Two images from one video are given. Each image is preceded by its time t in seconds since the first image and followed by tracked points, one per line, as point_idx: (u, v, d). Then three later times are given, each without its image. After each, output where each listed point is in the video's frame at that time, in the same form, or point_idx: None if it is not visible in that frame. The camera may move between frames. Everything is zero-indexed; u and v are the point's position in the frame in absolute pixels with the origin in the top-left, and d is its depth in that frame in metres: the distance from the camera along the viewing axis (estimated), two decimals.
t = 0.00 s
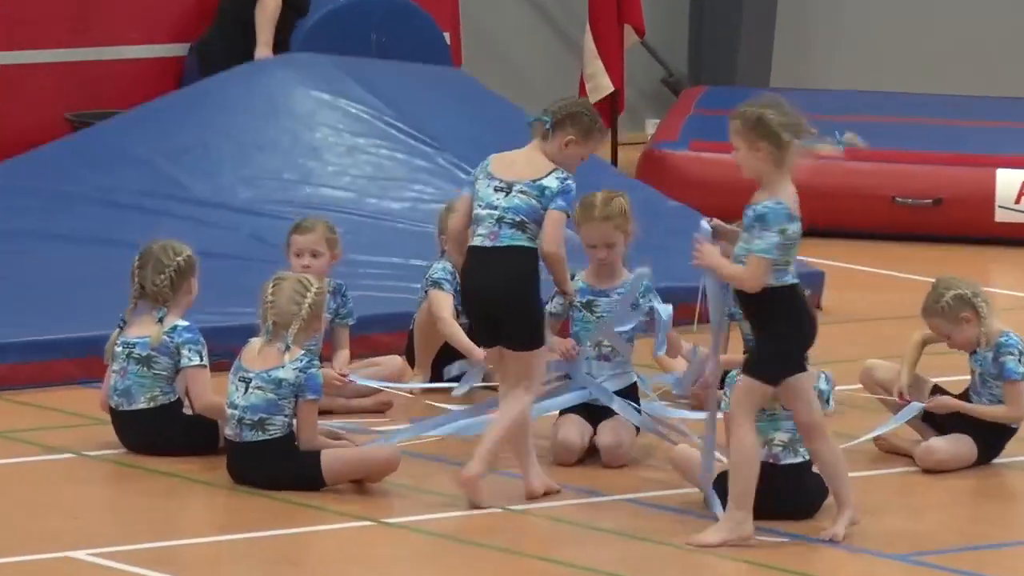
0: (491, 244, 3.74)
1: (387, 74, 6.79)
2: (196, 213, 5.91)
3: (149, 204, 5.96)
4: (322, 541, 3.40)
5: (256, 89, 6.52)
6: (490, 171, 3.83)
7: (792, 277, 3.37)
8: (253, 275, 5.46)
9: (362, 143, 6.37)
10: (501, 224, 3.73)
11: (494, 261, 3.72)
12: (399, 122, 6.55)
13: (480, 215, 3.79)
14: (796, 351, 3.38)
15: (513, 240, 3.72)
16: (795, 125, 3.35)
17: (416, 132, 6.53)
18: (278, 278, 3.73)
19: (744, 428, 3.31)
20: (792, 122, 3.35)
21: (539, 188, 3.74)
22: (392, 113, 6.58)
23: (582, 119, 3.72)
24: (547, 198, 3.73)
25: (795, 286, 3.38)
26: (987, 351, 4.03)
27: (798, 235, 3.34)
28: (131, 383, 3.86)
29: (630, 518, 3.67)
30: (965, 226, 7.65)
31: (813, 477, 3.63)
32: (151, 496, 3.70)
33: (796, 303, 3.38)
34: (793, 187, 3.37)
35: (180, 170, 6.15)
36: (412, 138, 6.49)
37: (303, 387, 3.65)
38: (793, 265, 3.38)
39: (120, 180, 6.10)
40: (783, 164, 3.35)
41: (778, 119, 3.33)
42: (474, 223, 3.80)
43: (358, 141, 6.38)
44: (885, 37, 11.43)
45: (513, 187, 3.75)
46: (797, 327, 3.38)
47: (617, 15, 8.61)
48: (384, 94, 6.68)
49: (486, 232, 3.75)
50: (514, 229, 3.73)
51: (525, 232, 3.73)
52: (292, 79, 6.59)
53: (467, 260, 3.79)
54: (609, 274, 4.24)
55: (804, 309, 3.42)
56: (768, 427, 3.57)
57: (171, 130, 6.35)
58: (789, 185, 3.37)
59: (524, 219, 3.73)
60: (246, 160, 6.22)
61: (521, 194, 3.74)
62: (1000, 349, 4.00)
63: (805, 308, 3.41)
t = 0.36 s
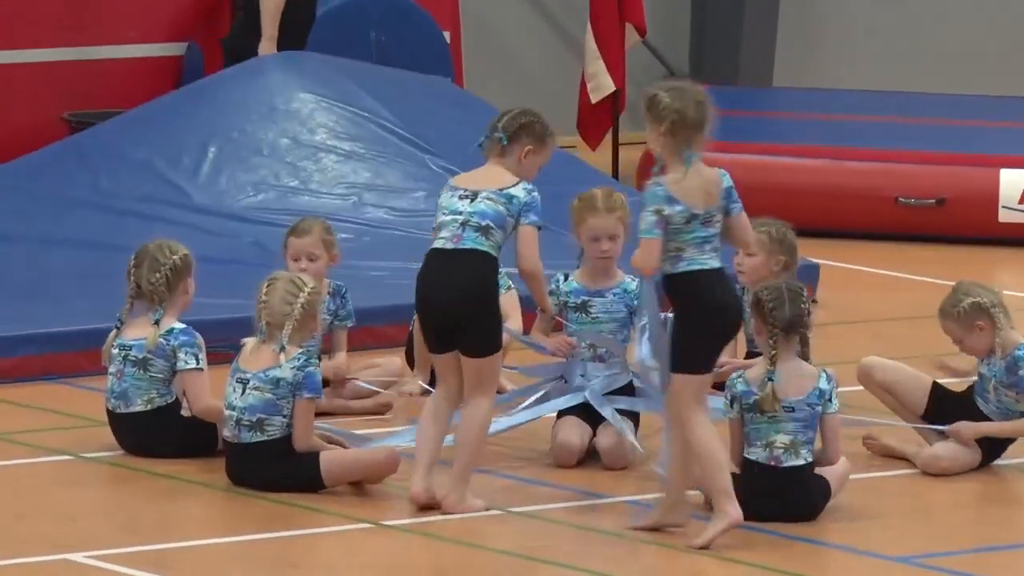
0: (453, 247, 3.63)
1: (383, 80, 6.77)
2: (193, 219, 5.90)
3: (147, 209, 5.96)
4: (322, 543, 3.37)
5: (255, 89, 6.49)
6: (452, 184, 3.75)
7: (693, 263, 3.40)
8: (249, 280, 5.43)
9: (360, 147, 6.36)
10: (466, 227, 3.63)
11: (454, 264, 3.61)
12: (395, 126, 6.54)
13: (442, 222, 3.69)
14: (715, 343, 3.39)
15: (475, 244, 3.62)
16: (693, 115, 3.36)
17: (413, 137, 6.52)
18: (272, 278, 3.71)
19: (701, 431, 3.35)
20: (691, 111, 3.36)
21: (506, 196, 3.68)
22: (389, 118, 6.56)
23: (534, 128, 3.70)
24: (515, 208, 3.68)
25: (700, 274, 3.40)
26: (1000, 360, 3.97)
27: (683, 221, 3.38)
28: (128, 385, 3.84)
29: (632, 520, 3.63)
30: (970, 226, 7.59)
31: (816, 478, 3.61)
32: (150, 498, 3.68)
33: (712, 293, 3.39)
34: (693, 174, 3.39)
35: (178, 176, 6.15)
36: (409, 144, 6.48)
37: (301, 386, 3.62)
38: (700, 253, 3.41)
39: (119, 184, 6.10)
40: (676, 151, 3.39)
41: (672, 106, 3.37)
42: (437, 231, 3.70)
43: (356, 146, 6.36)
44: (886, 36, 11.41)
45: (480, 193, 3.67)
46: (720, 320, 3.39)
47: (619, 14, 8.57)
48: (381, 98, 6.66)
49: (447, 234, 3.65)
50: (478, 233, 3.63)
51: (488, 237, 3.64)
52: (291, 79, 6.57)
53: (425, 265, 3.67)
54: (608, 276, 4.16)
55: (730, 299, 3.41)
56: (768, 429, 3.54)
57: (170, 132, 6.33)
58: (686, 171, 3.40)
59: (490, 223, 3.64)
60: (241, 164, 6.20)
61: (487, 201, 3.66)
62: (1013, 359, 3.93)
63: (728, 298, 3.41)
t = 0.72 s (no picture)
0: (445, 280, 3.53)
1: (410, 88, 6.87)
2: (216, 218, 5.98)
3: (170, 209, 6.04)
4: (322, 544, 3.37)
5: (282, 92, 6.58)
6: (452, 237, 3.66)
7: (621, 266, 3.43)
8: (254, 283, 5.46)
9: (385, 150, 6.42)
10: (460, 261, 3.53)
11: (447, 297, 3.51)
12: (422, 131, 6.60)
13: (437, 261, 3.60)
14: (641, 352, 3.39)
15: (468, 277, 3.51)
16: (629, 119, 3.39)
17: (439, 142, 6.57)
18: (271, 281, 3.71)
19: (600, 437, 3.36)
20: (628, 114, 3.39)
21: (504, 244, 3.58)
22: (417, 121, 6.63)
23: (527, 188, 3.60)
24: (515, 256, 3.58)
25: (627, 276, 3.42)
26: None
27: (609, 222, 3.42)
28: (125, 387, 3.84)
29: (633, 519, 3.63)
30: (971, 226, 7.60)
31: (816, 478, 3.60)
32: (150, 498, 3.68)
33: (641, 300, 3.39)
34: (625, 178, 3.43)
35: (201, 176, 6.22)
36: (434, 149, 6.53)
37: (300, 388, 3.61)
38: (631, 257, 3.43)
39: (142, 185, 6.20)
40: (614, 151, 3.43)
41: (613, 106, 3.40)
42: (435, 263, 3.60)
43: (381, 149, 6.43)
44: (885, 38, 11.42)
45: (477, 235, 3.58)
46: (653, 328, 3.38)
47: (619, 15, 8.57)
48: (408, 104, 6.74)
49: (440, 269, 3.55)
50: (472, 266, 3.52)
51: (484, 272, 3.52)
52: (319, 84, 6.66)
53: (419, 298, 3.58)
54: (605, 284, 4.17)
55: (664, 306, 3.41)
56: (768, 431, 3.53)
57: (198, 135, 6.43)
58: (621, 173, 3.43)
59: (486, 258, 3.53)
60: (266, 165, 6.28)
61: (484, 241, 3.57)
62: None
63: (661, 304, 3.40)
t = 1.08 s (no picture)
0: (515, 286, 3.52)
1: (448, 89, 6.95)
2: (242, 218, 6.10)
3: (197, 208, 6.16)
4: (322, 545, 3.37)
5: (317, 93, 6.69)
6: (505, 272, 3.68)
7: (595, 267, 3.42)
8: (259, 284, 5.48)
9: (416, 151, 6.50)
10: (527, 275, 3.54)
11: (515, 307, 3.49)
12: (455, 132, 6.68)
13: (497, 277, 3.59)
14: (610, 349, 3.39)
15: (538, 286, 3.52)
16: (601, 118, 3.39)
17: (472, 142, 6.64)
18: (273, 282, 3.71)
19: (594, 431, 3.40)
20: (599, 113, 3.39)
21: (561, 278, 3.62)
22: (451, 122, 6.72)
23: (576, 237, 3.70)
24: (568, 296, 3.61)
25: (600, 277, 3.41)
26: None
27: (581, 222, 3.42)
28: (120, 389, 3.84)
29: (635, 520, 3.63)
30: (973, 229, 7.61)
31: (817, 478, 3.59)
32: (150, 500, 3.68)
33: (619, 300, 3.38)
34: (596, 176, 3.41)
35: (229, 177, 6.35)
36: (466, 150, 6.60)
37: (301, 389, 3.61)
38: (604, 258, 3.42)
39: (171, 185, 6.34)
40: (589, 152, 3.43)
41: (587, 106, 3.41)
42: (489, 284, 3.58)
43: (411, 150, 6.50)
44: (885, 38, 11.42)
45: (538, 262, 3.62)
46: (629, 328, 3.38)
47: (619, 16, 8.57)
48: (444, 105, 6.82)
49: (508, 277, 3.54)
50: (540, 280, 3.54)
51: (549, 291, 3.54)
52: (357, 86, 6.76)
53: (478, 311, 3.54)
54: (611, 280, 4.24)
55: (641, 308, 3.39)
56: (769, 432, 3.53)
57: (230, 135, 6.55)
58: (594, 173, 3.42)
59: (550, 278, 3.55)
60: (297, 165, 6.39)
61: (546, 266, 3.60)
62: None
63: (640, 306, 3.39)
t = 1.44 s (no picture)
0: (534, 331, 3.58)
1: (468, 88, 6.96)
2: (255, 217, 6.10)
3: (212, 208, 6.17)
4: (322, 545, 3.37)
5: (340, 91, 6.64)
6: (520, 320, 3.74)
7: (637, 267, 3.38)
8: (261, 282, 5.48)
9: (434, 151, 6.51)
10: (544, 317, 3.61)
11: (541, 345, 3.55)
12: (475, 131, 6.69)
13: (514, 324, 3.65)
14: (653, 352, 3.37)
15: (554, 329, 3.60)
16: (648, 117, 3.31)
17: (491, 142, 6.66)
18: (274, 281, 3.71)
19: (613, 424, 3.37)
20: (646, 112, 3.31)
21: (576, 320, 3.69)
22: (469, 121, 6.74)
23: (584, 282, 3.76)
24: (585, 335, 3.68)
25: (641, 278, 3.37)
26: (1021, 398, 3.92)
27: (628, 221, 3.37)
28: (123, 389, 3.84)
29: (636, 520, 3.62)
30: (972, 227, 7.59)
31: (817, 479, 3.60)
32: (151, 499, 3.68)
33: (654, 301, 3.35)
34: (646, 176, 3.34)
35: (245, 176, 6.36)
36: (485, 149, 6.62)
37: (301, 388, 3.61)
38: (647, 259, 3.37)
39: (187, 184, 6.34)
40: (635, 151, 3.36)
41: (632, 105, 3.33)
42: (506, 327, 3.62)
43: (430, 149, 6.51)
44: (886, 37, 11.42)
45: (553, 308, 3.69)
46: (664, 327, 3.35)
47: (620, 14, 8.58)
48: (462, 103, 6.83)
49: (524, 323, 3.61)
50: (557, 322, 3.62)
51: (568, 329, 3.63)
52: (379, 85, 6.73)
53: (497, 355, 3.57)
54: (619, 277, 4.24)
55: (676, 310, 3.35)
56: (767, 432, 3.53)
57: (245, 134, 6.56)
58: (642, 172, 3.35)
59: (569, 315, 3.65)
60: (315, 165, 6.40)
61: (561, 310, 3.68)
62: None
63: (673, 307, 3.35)
